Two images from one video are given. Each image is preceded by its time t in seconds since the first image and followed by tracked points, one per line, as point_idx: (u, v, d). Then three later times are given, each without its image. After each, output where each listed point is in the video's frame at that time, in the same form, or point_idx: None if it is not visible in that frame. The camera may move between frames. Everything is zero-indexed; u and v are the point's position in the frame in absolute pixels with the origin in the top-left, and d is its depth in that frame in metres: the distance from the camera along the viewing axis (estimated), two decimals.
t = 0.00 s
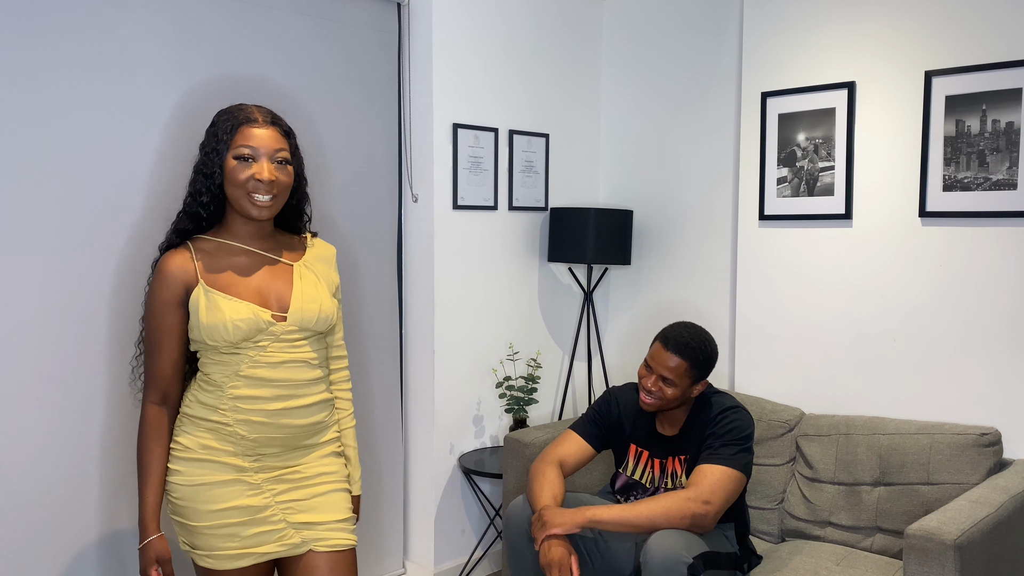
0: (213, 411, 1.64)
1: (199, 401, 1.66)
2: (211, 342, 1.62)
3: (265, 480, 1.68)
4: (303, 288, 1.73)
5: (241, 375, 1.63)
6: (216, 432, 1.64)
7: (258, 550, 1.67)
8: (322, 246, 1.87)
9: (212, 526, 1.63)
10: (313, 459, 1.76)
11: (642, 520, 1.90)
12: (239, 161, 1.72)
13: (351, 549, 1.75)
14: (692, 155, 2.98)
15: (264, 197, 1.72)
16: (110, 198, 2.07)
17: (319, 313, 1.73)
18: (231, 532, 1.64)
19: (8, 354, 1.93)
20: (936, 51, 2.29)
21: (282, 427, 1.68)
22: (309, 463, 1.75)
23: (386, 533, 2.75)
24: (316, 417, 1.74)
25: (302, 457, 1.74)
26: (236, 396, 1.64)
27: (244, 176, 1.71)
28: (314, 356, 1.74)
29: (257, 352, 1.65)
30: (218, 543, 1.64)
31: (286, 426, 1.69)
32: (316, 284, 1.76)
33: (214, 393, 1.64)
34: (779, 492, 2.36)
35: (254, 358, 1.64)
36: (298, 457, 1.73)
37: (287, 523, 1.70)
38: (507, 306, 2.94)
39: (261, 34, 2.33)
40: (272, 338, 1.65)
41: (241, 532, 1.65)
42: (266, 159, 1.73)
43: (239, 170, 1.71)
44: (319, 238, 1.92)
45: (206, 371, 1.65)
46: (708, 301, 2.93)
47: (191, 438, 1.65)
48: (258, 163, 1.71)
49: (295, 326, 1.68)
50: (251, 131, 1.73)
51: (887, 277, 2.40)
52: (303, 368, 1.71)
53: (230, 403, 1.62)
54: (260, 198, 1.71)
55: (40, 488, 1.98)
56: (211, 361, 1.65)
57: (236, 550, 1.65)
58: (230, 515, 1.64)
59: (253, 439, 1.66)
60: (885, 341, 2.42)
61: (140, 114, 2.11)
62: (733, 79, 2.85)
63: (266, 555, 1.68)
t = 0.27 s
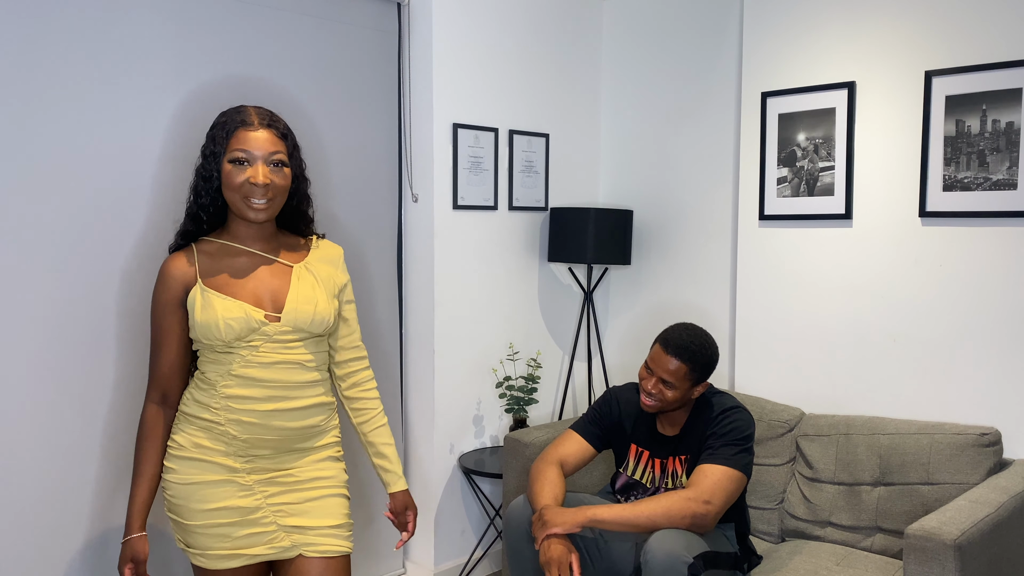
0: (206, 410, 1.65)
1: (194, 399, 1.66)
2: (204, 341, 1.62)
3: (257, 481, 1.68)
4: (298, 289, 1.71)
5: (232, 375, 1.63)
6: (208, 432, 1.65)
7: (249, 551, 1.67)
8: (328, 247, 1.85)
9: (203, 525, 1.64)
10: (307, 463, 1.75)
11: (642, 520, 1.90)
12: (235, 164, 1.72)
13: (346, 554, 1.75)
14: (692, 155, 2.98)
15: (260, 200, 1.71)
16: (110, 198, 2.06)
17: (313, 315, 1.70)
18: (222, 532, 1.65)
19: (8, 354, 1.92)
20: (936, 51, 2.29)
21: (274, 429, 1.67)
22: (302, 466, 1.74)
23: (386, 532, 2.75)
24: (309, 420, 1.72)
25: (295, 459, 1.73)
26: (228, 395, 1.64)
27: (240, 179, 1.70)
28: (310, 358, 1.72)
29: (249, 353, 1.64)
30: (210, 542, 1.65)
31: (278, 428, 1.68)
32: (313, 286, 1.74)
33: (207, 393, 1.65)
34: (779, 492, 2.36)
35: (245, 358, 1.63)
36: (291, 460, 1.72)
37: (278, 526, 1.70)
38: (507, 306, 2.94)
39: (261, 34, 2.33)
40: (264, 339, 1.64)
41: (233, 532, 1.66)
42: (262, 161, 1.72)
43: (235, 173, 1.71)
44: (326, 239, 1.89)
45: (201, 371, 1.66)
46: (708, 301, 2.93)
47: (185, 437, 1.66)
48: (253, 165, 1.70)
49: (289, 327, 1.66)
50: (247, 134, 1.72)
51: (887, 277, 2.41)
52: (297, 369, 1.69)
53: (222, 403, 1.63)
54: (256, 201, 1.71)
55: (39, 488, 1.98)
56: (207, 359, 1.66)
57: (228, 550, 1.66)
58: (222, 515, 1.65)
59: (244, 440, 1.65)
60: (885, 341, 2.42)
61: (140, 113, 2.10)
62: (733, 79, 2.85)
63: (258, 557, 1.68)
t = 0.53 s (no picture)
0: (205, 409, 1.66)
1: (193, 399, 1.68)
2: (202, 341, 1.64)
3: (254, 480, 1.68)
4: (295, 288, 1.70)
5: (229, 374, 1.64)
6: (206, 431, 1.66)
7: (247, 550, 1.68)
8: (332, 249, 1.84)
9: (201, 524, 1.65)
10: (305, 463, 1.74)
11: (642, 520, 1.90)
12: (232, 162, 1.72)
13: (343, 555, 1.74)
14: (692, 155, 2.98)
15: (258, 197, 1.71)
16: (110, 198, 2.07)
17: (310, 316, 1.69)
18: (220, 531, 1.65)
19: (8, 354, 1.92)
20: (936, 51, 2.29)
21: (270, 428, 1.67)
22: (300, 466, 1.73)
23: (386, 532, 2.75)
24: (306, 421, 1.71)
25: (293, 460, 1.72)
26: (225, 395, 1.64)
27: (238, 178, 1.71)
28: (307, 358, 1.71)
29: (246, 353, 1.65)
30: (208, 541, 1.66)
31: (275, 428, 1.68)
32: (312, 287, 1.73)
33: (205, 392, 1.66)
34: (779, 493, 2.36)
35: (241, 358, 1.64)
36: (289, 460, 1.72)
37: (276, 525, 1.70)
38: (507, 306, 2.94)
39: (262, 34, 2.33)
40: (260, 339, 1.64)
41: (230, 531, 1.66)
42: (259, 158, 1.73)
43: (232, 172, 1.71)
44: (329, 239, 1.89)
45: (200, 370, 1.68)
46: (708, 301, 2.93)
47: (183, 436, 1.68)
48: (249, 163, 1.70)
49: (284, 328, 1.66)
50: (243, 131, 1.73)
51: (887, 277, 2.40)
52: (293, 370, 1.69)
53: (218, 402, 1.63)
54: (255, 198, 1.71)
55: (39, 488, 1.98)
56: (205, 359, 1.67)
57: (225, 549, 1.66)
58: (219, 514, 1.66)
59: (240, 439, 1.66)
60: (885, 341, 2.42)
61: (141, 113, 2.11)
62: (733, 79, 2.85)
63: (256, 556, 1.69)
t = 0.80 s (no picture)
0: (202, 409, 1.67)
1: (191, 399, 1.69)
2: (198, 341, 1.65)
3: (251, 479, 1.69)
4: (290, 287, 1.69)
5: (223, 374, 1.65)
6: (203, 431, 1.67)
7: (244, 549, 1.68)
8: (331, 245, 1.83)
9: (198, 523, 1.66)
10: (302, 462, 1.74)
11: (642, 520, 1.90)
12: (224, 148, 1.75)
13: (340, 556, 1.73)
14: (692, 155, 2.98)
15: (241, 182, 1.71)
16: (110, 198, 2.06)
17: (303, 315, 1.68)
18: (217, 529, 1.66)
19: (8, 355, 1.92)
20: (936, 50, 2.29)
21: (265, 428, 1.67)
22: (297, 465, 1.73)
23: (386, 532, 2.75)
24: (301, 420, 1.71)
25: (289, 459, 1.72)
26: (220, 395, 1.65)
27: (225, 161, 1.72)
28: (301, 358, 1.71)
29: (240, 353, 1.65)
30: (206, 539, 1.66)
31: (270, 428, 1.68)
32: (306, 287, 1.71)
33: (202, 392, 1.67)
34: (779, 492, 2.36)
35: (235, 359, 1.64)
36: (285, 459, 1.72)
37: (273, 524, 1.70)
38: (506, 306, 2.94)
39: (261, 34, 2.32)
40: (254, 339, 1.65)
41: (227, 530, 1.66)
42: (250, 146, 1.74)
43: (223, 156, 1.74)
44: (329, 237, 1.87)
45: (197, 370, 1.69)
46: (708, 300, 2.93)
47: (182, 435, 1.68)
48: (237, 148, 1.72)
49: (278, 328, 1.66)
50: (242, 121, 1.77)
51: (887, 277, 2.41)
52: (287, 370, 1.69)
53: (214, 401, 1.64)
54: (236, 180, 1.71)
55: (40, 488, 1.98)
56: (202, 359, 1.68)
57: (222, 548, 1.66)
58: (217, 512, 1.66)
59: (236, 439, 1.66)
60: (885, 341, 2.42)
61: (141, 113, 2.10)
62: (733, 78, 2.85)
63: (254, 554, 1.69)
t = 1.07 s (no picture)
0: (196, 409, 1.67)
1: (187, 399, 1.69)
2: (193, 340, 1.65)
3: (245, 480, 1.69)
4: (287, 287, 1.69)
5: (217, 375, 1.65)
6: (198, 431, 1.67)
7: (238, 549, 1.68)
8: (332, 246, 1.83)
9: (192, 522, 1.66)
10: (297, 462, 1.74)
11: (641, 520, 1.90)
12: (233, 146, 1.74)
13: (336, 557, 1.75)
14: (692, 155, 2.98)
15: (254, 180, 1.71)
16: (110, 198, 2.07)
17: (298, 317, 1.68)
18: (211, 529, 1.66)
19: (8, 354, 1.93)
20: (936, 51, 2.29)
21: (258, 429, 1.67)
22: (291, 466, 1.73)
23: (386, 532, 2.75)
24: (294, 421, 1.71)
25: (283, 460, 1.72)
26: (214, 395, 1.66)
27: (235, 159, 1.72)
28: (295, 359, 1.71)
29: (234, 354, 1.65)
30: (200, 539, 1.66)
31: (263, 429, 1.68)
32: (304, 288, 1.72)
33: (197, 392, 1.67)
34: (779, 493, 2.36)
35: (229, 359, 1.64)
36: (279, 460, 1.72)
37: (267, 525, 1.70)
38: (506, 306, 2.94)
39: (261, 34, 2.33)
40: (247, 339, 1.65)
41: (221, 530, 1.67)
42: (259, 144, 1.74)
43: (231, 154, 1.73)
44: (331, 238, 1.88)
45: (193, 370, 1.69)
46: (708, 300, 2.93)
47: (177, 435, 1.69)
48: (247, 146, 1.72)
49: (272, 328, 1.66)
50: (248, 118, 1.76)
51: (887, 277, 2.40)
52: (282, 371, 1.69)
53: (208, 401, 1.65)
54: (248, 178, 1.71)
55: (40, 487, 1.98)
56: (197, 359, 1.68)
57: (217, 548, 1.66)
58: (211, 512, 1.66)
59: (230, 439, 1.67)
60: (885, 341, 2.42)
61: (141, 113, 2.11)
62: (733, 79, 2.85)
63: (247, 555, 1.69)
